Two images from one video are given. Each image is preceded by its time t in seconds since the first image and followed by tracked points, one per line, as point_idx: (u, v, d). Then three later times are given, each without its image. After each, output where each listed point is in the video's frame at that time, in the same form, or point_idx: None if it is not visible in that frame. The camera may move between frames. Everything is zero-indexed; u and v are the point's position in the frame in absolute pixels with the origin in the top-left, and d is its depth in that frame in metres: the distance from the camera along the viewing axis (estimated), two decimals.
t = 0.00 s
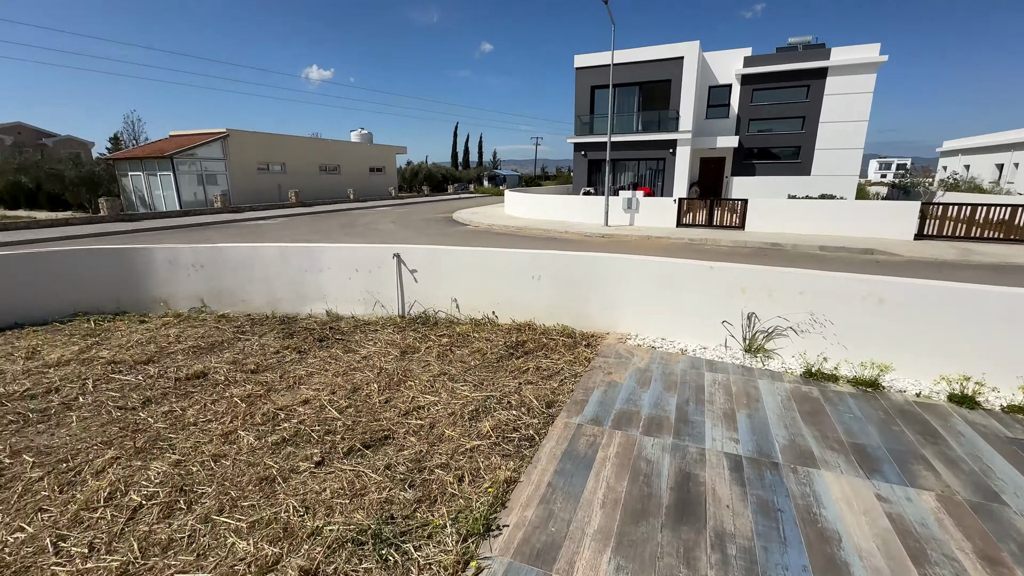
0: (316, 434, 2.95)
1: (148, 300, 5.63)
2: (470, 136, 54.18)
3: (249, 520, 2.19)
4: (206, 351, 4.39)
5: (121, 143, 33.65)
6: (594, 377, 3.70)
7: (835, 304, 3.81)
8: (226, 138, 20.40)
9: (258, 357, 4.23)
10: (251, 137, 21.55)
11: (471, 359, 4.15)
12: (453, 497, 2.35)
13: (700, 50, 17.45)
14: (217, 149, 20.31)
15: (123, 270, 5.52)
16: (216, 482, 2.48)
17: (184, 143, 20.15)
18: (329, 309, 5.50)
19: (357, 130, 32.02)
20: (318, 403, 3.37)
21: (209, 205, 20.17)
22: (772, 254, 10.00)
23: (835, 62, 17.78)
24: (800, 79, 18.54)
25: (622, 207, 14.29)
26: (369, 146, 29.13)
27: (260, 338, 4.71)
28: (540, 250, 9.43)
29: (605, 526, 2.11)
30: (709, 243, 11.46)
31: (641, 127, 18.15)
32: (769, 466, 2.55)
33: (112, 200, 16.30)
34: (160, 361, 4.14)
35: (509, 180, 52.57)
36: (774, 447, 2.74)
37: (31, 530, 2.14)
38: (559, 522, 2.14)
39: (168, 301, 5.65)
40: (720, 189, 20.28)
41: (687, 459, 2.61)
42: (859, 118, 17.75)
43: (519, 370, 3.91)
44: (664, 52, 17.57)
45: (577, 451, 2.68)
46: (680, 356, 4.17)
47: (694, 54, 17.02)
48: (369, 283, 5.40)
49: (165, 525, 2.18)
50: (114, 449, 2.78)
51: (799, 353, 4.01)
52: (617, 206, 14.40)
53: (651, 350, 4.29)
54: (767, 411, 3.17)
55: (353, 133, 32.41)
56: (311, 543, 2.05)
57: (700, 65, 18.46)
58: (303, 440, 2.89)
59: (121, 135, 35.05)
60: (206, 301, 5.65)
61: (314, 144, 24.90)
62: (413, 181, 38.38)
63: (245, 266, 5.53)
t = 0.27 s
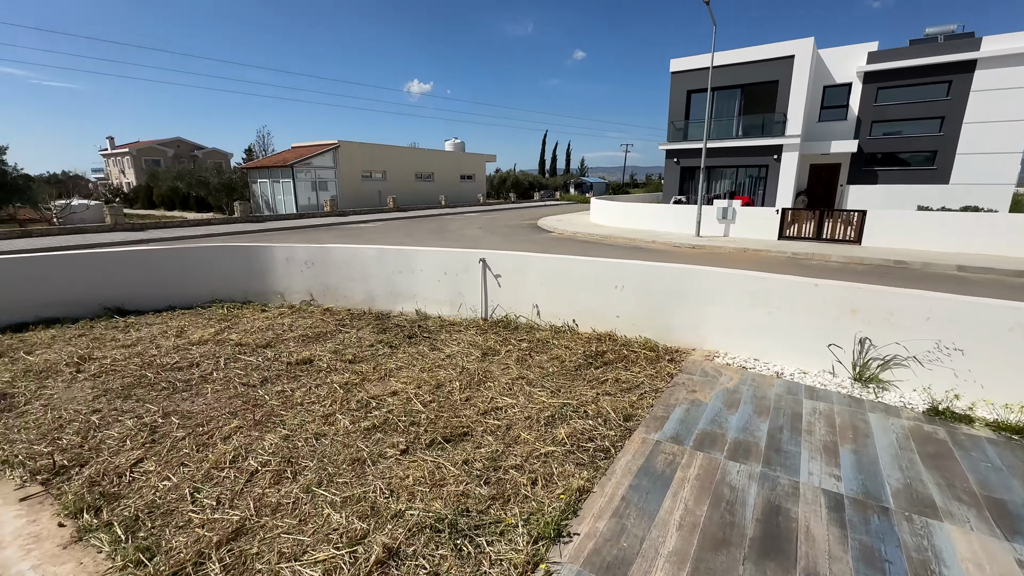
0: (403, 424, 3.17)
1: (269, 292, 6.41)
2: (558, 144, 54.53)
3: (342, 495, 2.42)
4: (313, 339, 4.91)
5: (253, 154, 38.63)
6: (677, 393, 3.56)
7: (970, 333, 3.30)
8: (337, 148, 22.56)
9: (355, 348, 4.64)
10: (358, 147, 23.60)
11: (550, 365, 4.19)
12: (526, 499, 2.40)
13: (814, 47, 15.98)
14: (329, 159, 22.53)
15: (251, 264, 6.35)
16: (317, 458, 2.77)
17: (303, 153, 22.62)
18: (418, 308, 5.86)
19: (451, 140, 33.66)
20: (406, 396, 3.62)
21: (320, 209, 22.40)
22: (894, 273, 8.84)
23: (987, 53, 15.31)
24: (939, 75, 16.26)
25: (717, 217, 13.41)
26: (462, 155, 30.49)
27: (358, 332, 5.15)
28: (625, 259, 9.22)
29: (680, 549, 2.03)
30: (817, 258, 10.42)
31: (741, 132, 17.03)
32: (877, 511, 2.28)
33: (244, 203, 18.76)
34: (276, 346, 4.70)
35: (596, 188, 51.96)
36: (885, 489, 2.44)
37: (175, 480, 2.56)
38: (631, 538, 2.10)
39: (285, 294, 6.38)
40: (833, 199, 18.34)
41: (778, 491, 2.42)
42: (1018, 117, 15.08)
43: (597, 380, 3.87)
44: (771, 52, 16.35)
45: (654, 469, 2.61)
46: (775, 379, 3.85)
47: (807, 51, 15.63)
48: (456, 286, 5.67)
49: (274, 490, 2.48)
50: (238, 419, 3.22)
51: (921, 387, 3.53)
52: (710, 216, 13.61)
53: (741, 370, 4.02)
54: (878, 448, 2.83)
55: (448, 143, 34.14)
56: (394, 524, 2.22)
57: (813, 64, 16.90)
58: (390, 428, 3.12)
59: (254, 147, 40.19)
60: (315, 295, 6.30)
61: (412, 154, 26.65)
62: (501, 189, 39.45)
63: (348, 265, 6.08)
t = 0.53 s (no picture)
0: (467, 422, 3.27)
1: (348, 290, 6.87)
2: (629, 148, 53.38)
3: (410, 486, 2.55)
4: (386, 336, 5.19)
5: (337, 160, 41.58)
6: (751, 413, 3.36)
7: None
8: (412, 155, 23.68)
9: (424, 347, 4.84)
10: (432, 154, 24.60)
11: (614, 375, 4.11)
12: (587, 508, 2.39)
13: (926, 38, 14.36)
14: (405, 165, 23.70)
15: (333, 264, 6.85)
16: (387, 449, 2.93)
17: (382, 160, 23.97)
18: (484, 311, 6.00)
19: (520, 146, 34.09)
20: (470, 395, 3.73)
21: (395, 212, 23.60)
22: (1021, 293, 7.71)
23: None
24: None
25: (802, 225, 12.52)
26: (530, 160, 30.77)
27: (427, 331, 5.37)
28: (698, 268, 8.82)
29: None
30: (921, 273, 9.34)
31: (833, 134, 15.69)
32: (990, 562, 2.01)
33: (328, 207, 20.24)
34: (353, 341, 5.03)
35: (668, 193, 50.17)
36: (1000, 539, 2.14)
37: (264, 458, 2.82)
38: (696, 560, 2.01)
39: (362, 292, 6.81)
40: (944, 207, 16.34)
41: (866, 528, 2.21)
42: None
43: (664, 393, 3.75)
44: (872, 45, 14.92)
45: (724, 490, 2.48)
46: (867, 405, 3.51)
47: (916, 43, 14.08)
48: (522, 290, 5.74)
49: (349, 475, 2.66)
50: (319, 407, 3.49)
51: None
52: (795, 224, 12.68)
53: (827, 393, 3.70)
54: (993, 492, 2.49)
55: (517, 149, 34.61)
56: (457, 519, 2.30)
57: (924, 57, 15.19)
58: (455, 426, 3.23)
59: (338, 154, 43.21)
60: (389, 294, 6.65)
61: (482, 159, 27.33)
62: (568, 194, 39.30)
63: (420, 267, 6.37)
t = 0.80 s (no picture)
0: (520, 423, 3.28)
1: (409, 288, 7.13)
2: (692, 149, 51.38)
3: (465, 482, 2.60)
4: (444, 334, 5.33)
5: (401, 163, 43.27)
6: (825, 432, 3.12)
7: None
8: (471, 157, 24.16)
9: (480, 346, 4.93)
10: (490, 156, 24.98)
11: (673, 383, 3.97)
12: (643, 519, 2.32)
13: None
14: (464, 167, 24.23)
15: (396, 263, 7.13)
16: (443, 444, 3.00)
17: (442, 162, 24.65)
18: (540, 313, 6.01)
19: (579, 147, 33.79)
20: (524, 396, 3.74)
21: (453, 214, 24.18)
22: None
23: None
24: None
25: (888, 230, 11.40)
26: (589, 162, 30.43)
27: (483, 330, 5.46)
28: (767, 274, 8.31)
29: None
30: None
31: (928, 131, 14.23)
32: None
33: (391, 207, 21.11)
34: (412, 337, 5.21)
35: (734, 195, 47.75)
36: None
37: (330, 444, 2.99)
38: None
39: (421, 290, 7.03)
40: None
41: (963, 570, 1.98)
42: None
43: (727, 405, 3.57)
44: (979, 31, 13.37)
45: (793, 513, 2.32)
46: (965, 433, 3.15)
47: None
48: (578, 293, 5.69)
49: (407, 467, 2.76)
50: (380, 399, 3.64)
51: None
52: (879, 230, 11.59)
53: (916, 417, 3.36)
54: None
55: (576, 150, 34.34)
56: (510, 518, 2.32)
57: None
58: (509, 426, 3.26)
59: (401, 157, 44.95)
60: (446, 293, 6.83)
61: (540, 161, 27.38)
62: (627, 196, 38.48)
63: (478, 267, 6.48)
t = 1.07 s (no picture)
0: (574, 425, 3.24)
1: (463, 286, 7.25)
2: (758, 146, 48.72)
3: (518, 481, 2.60)
4: (497, 333, 5.37)
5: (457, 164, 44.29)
6: (913, 455, 2.83)
7: None
8: (526, 157, 24.24)
9: (533, 345, 4.92)
10: (545, 156, 24.93)
11: (736, 393, 3.77)
12: (703, 533, 2.22)
13: None
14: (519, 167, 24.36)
15: (451, 261, 7.28)
16: (496, 442, 3.03)
17: (497, 162, 24.90)
18: (594, 314, 5.92)
19: (636, 146, 33.00)
20: (578, 398, 3.70)
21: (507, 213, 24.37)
22: None
23: None
24: None
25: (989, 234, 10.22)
26: (646, 161, 29.63)
27: (536, 330, 5.45)
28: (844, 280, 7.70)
29: None
30: None
31: None
32: None
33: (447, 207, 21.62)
34: (466, 334, 5.30)
35: (804, 195, 44.74)
36: None
37: (389, 435, 3.10)
38: None
39: (475, 288, 7.13)
40: None
41: None
42: None
43: (796, 419, 3.34)
44: None
45: (874, 540, 2.13)
46: None
47: None
48: (635, 295, 5.54)
49: (461, 462, 2.80)
50: (436, 394, 3.73)
51: None
52: (978, 233, 10.42)
53: None
54: None
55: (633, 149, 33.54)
56: (563, 521, 2.29)
57: None
58: (563, 427, 3.23)
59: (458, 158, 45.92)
60: (500, 292, 6.89)
61: (595, 161, 27.00)
62: (686, 196, 37.11)
63: (532, 266, 6.48)
